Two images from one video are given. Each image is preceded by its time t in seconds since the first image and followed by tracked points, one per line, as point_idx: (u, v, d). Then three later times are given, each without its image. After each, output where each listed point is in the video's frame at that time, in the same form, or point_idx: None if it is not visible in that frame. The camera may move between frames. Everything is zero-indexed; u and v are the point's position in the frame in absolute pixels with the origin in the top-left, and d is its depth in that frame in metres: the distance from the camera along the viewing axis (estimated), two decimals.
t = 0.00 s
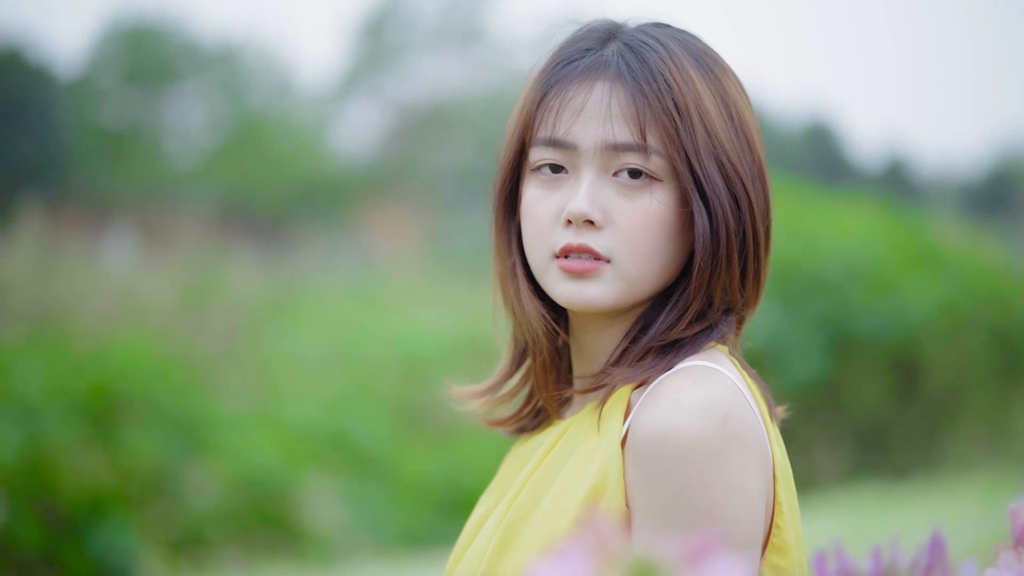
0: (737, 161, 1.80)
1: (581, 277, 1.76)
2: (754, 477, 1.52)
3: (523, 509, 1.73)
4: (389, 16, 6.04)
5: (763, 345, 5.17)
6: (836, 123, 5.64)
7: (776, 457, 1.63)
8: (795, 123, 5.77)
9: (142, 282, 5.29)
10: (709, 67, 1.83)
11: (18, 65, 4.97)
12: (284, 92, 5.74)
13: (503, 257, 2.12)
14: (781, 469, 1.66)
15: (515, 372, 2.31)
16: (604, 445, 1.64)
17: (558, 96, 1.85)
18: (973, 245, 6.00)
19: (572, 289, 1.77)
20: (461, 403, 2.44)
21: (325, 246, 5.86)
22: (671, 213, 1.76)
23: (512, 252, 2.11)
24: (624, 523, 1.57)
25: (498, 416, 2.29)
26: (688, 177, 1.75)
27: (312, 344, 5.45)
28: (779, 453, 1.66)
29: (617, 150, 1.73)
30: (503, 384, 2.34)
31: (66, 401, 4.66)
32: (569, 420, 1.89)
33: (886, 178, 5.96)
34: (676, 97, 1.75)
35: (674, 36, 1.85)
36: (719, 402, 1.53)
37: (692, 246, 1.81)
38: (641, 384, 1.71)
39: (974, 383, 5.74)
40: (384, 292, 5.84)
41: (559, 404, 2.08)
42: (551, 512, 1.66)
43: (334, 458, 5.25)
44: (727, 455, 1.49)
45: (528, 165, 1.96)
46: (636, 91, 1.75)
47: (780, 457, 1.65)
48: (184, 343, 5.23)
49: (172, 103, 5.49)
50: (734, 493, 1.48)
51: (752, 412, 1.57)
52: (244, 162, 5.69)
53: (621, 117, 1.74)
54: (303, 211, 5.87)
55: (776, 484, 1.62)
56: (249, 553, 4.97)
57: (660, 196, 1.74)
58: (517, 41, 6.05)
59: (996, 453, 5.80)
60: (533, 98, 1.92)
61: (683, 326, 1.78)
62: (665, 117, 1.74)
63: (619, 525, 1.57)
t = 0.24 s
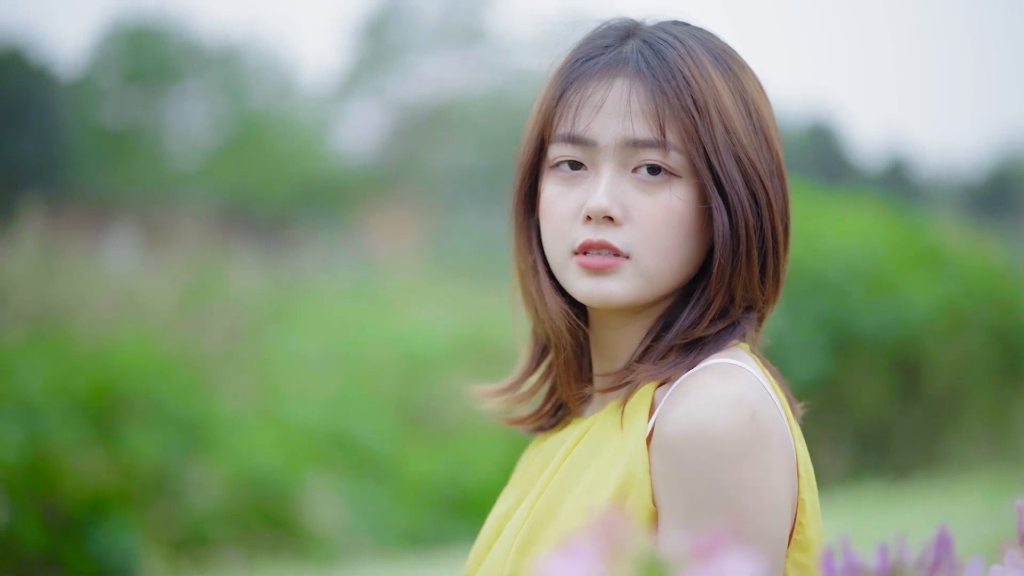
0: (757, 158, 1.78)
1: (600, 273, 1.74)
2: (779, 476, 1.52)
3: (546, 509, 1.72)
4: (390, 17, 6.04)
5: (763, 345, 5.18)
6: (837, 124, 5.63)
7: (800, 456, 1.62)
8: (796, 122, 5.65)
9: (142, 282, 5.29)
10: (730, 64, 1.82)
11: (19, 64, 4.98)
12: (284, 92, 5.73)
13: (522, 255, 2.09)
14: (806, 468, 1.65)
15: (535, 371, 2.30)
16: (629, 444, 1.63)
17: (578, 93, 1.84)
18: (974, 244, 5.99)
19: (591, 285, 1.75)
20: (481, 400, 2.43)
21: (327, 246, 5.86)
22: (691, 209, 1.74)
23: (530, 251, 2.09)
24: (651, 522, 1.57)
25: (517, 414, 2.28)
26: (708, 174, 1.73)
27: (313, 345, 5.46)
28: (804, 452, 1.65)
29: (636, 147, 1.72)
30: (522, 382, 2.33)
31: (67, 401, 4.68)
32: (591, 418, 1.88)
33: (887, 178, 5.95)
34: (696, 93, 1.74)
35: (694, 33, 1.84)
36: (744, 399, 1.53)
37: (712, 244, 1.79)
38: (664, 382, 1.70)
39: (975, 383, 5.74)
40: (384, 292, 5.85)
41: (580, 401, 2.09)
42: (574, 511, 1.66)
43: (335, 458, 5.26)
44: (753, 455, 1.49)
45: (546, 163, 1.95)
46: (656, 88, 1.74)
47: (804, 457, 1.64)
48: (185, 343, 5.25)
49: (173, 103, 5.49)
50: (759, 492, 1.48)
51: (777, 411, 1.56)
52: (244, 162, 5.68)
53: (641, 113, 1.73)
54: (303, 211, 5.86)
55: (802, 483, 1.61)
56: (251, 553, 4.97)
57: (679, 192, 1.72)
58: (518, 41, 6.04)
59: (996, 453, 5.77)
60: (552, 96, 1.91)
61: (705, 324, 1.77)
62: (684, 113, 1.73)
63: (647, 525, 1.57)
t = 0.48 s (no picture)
0: (774, 158, 1.77)
1: (617, 272, 1.72)
2: (805, 479, 1.52)
3: (567, 510, 1.71)
4: (392, 17, 6.05)
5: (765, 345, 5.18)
6: (838, 124, 5.63)
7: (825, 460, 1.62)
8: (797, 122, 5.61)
9: (142, 282, 5.27)
10: (747, 64, 1.81)
11: (20, 64, 4.98)
12: (285, 92, 5.75)
13: (539, 254, 2.05)
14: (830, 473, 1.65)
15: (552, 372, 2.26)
16: (652, 446, 1.63)
17: (594, 92, 1.83)
18: (976, 244, 5.99)
19: (609, 284, 1.73)
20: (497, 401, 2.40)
21: (328, 246, 5.86)
22: (709, 208, 1.73)
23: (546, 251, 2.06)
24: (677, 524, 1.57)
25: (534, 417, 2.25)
26: (725, 173, 1.72)
27: (315, 345, 5.46)
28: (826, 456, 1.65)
29: (654, 146, 1.71)
30: (539, 384, 2.29)
31: (69, 401, 4.68)
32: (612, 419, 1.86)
33: (889, 178, 5.95)
34: (713, 92, 1.73)
35: (710, 34, 1.83)
36: (767, 402, 1.53)
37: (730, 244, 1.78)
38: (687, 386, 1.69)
39: (977, 384, 5.74)
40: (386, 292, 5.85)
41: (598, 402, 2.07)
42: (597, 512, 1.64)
43: (337, 458, 5.26)
44: (779, 457, 1.49)
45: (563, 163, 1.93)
46: (673, 87, 1.73)
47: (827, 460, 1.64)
48: (187, 343, 5.24)
49: (175, 103, 5.50)
50: (786, 495, 1.48)
51: (800, 415, 1.57)
52: (245, 162, 5.68)
53: (658, 112, 1.72)
54: (304, 212, 5.85)
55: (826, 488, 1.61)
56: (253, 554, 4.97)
57: (696, 191, 1.71)
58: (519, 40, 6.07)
59: (1001, 453, 5.81)
60: (569, 96, 1.90)
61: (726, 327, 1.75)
62: (701, 112, 1.72)
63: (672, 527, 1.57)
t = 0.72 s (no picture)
0: (788, 160, 1.76)
1: (631, 272, 1.70)
2: (822, 482, 1.52)
3: (585, 514, 1.69)
4: (393, 17, 6.05)
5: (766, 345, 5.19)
6: (840, 124, 5.61)
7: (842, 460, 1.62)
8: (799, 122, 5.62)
9: (145, 282, 5.28)
10: (761, 66, 1.79)
11: (20, 65, 5.01)
12: (286, 92, 5.75)
13: (553, 254, 2.03)
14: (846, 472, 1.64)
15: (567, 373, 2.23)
16: (670, 449, 1.62)
17: (608, 92, 1.81)
18: (978, 244, 5.98)
19: (622, 284, 1.71)
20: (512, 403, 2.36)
21: (330, 246, 5.86)
22: (722, 209, 1.71)
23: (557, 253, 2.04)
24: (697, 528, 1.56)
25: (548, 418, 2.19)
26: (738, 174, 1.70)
27: (316, 345, 5.46)
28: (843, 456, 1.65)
29: (667, 146, 1.69)
30: (553, 386, 2.26)
31: (70, 401, 4.70)
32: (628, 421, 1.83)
33: (890, 178, 5.94)
34: (726, 93, 1.72)
35: (724, 35, 1.82)
36: (787, 405, 1.53)
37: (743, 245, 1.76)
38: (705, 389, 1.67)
39: (979, 384, 5.74)
40: (387, 293, 5.85)
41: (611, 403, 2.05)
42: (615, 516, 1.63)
43: (339, 458, 5.26)
44: (797, 461, 1.49)
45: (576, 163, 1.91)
46: (686, 87, 1.72)
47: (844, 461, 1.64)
48: (189, 343, 5.24)
49: (177, 103, 5.50)
50: (804, 499, 1.48)
51: (818, 417, 1.57)
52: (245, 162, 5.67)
53: (671, 112, 1.71)
54: (304, 212, 5.84)
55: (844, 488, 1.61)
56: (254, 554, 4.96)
57: (709, 192, 1.69)
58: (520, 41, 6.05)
59: (1003, 454, 5.81)
60: (582, 97, 1.87)
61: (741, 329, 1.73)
62: (714, 113, 1.70)
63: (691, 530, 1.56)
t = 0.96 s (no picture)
0: (805, 161, 1.67)
1: (645, 271, 1.63)
2: (844, 482, 1.45)
3: (601, 515, 1.62)
4: (395, 16, 6.08)
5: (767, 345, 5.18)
6: (842, 125, 5.59)
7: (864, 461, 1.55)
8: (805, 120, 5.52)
9: (146, 282, 5.26)
10: (778, 63, 1.71)
11: (23, 65, 4.99)
12: (287, 92, 5.77)
13: (569, 254, 1.97)
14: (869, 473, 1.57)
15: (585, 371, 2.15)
16: (690, 448, 1.55)
17: (622, 93, 1.72)
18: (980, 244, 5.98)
19: (636, 284, 1.63)
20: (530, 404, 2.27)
21: (331, 247, 5.87)
22: (739, 210, 1.63)
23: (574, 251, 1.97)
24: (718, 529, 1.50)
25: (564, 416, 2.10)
26: (754, 176, 1.62)
27: (318, 345, 5.47)
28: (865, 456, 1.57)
29: (682, 146, 1.61)
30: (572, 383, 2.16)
31: (73, 402, 4.67)
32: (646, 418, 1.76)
33: (891, 179, 5.93)
34: (742, 93, 1.63)
35: (741, 33, 1.73)
36: (810, 405, 1.46)
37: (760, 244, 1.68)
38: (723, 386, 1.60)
39: (981, 384, 5.73)
40: (388, 293, 5.84)
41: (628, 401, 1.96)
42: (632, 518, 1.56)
43: (340, 459, 5.26)
44: (818, 460, 1.43)
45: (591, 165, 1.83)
46: (701, 86, 1.63)
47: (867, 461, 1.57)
48: (191, 343, 5.24)
49: (180, 103, 5.52)
50: (825, 499, 1.42)
51: (839, 415, 1.50)
52: (246, 162, 5.69)
53: (686, 111, 1.62)
54: (306, 212, 5.85)
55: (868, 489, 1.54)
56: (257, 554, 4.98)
57: (725, 192, 1.61)
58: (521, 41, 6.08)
59: (1005, 454, 5.82)
60: (595, 97, 1.79)
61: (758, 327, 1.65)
62: (729, 112, 1.62)
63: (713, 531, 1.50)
